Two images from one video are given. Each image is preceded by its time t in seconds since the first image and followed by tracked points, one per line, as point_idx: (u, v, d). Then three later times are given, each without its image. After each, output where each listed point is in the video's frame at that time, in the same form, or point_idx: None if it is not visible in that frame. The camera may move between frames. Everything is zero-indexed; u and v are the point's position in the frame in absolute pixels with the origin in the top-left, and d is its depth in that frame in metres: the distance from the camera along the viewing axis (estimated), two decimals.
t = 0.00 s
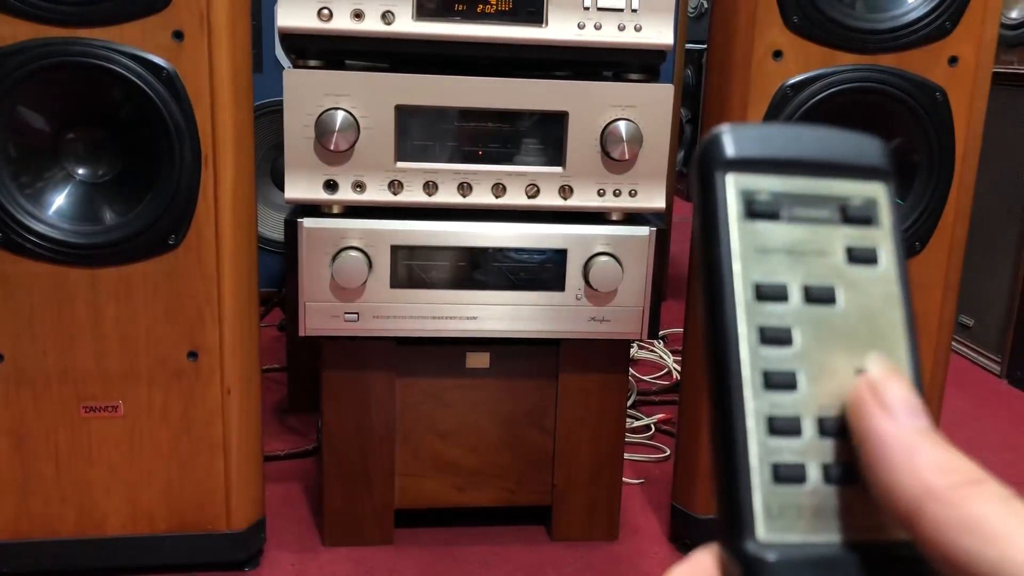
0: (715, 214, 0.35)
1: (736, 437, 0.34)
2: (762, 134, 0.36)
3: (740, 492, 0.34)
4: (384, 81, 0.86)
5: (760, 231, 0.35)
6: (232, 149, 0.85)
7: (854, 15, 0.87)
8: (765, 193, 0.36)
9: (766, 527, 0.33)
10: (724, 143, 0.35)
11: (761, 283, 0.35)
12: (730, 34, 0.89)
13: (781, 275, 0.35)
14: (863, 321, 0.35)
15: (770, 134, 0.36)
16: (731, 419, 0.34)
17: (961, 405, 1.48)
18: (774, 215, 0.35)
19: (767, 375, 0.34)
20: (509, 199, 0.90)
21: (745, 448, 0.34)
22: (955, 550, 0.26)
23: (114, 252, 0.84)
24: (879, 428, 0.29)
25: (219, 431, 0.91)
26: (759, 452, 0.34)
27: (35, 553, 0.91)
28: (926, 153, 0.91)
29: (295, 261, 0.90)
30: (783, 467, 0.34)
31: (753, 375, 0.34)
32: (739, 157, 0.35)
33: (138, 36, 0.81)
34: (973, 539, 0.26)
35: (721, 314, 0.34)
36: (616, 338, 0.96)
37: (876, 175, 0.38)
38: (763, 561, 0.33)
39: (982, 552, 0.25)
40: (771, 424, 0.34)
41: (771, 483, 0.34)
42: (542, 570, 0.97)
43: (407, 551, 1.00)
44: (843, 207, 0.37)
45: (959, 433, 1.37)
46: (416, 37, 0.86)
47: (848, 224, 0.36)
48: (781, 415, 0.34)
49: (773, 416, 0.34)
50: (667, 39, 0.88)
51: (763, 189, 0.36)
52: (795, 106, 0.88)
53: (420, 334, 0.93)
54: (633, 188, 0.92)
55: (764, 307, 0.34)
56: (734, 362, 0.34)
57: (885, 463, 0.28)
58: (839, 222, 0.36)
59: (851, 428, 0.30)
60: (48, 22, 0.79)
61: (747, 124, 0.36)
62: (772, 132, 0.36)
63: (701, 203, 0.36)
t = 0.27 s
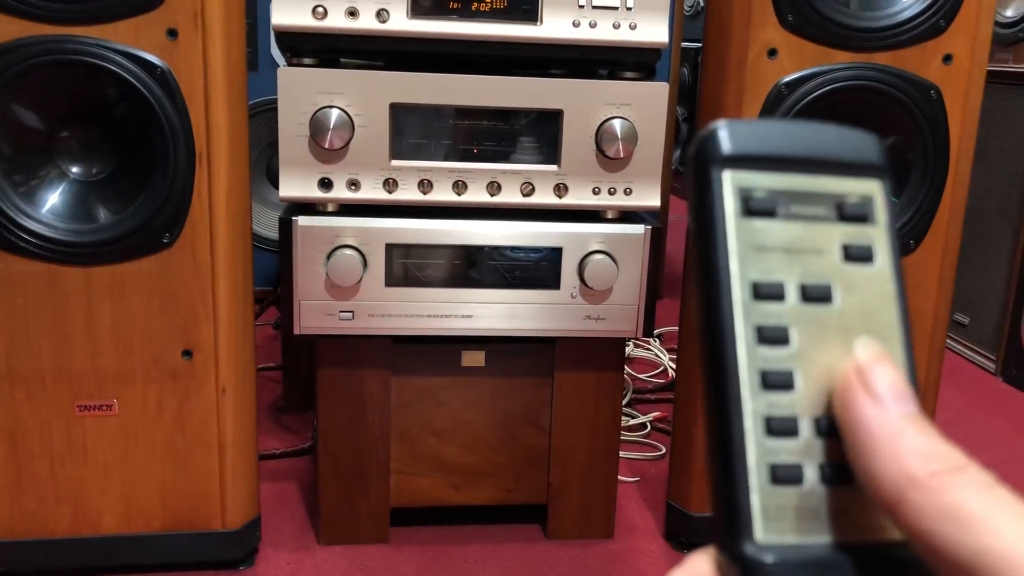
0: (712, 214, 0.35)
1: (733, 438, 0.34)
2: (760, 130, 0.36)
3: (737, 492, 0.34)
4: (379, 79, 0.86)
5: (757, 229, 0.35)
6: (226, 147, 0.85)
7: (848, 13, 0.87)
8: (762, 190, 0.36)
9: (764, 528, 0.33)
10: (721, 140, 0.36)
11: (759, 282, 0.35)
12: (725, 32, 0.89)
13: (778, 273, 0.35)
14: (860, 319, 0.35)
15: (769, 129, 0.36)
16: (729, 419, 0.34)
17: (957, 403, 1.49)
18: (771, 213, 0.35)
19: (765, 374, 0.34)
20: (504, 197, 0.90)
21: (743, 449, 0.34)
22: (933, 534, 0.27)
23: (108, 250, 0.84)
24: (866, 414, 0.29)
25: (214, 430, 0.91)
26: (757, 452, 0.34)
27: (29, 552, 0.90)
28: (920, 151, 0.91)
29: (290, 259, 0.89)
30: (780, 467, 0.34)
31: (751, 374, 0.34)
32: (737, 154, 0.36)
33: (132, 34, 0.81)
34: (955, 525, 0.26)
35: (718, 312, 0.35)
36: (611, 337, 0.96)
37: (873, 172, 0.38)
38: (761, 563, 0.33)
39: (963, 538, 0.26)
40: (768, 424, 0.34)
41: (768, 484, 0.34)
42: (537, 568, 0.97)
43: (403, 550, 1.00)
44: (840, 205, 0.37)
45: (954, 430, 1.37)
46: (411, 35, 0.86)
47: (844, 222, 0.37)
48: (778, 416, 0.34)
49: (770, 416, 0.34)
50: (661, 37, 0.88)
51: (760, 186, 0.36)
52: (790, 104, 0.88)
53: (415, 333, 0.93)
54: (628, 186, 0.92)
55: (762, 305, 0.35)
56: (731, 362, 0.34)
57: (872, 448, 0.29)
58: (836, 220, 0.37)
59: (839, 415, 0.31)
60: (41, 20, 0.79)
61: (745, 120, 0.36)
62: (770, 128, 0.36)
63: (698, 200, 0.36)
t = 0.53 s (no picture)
0: (688, 216, 0.34)
1: (711, 444, 0.32)
2: (731, 133, 0.35)
3: (714, 498, 0.32)
4: (375, 77, 0.86)
5: (732, 231, 0.34)
6: (222, 145, 0.85)
7: (845, 10, 0.87)
8: (738, 193, 0.34)
9: (742, 532, 0.32)
10: (693, 141, 0.34)
11: (735, 284, 0.33)
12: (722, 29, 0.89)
13: (754, 276, 0.34)
14: (837, 323, 0.34)
15: (739, 132, 0.35)
16: (705, 424, 0.32)
17: (954, 399, 1.49)
18: (746, 215, 0.34)
19: (742, 379, 0.32)
20: (501, 194, 0.90)
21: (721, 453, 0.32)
22: (933, 526, 0.26)
23: (104, 248, 0.84)
24: (845, 409, 0.28)
25: (210, 429, 0.90)
26: (734, 459, 0.32)
27: (26, 551, 0.90)
28: (917, 148, 0.91)
29: (287, 258, 0.89)
30: (758, 471, 0.32)
31: (728, 378, 0.32)
32: (710, 158, 0.34)
33: (127, 31, 0.80)
34: (952, 514, 0.25)
35: (696, 316, 0.33)
36: (608, 335, 0.96)
37: (846, 175, 0.36)
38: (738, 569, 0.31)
39: (960, 528, 0.25)
40: (746, 428, 0.32)
41: (745, 487, 0.32)
42: (535, 566, 0.97)
43: (400, 548, 1.00)
44: (815, 208, 0.36)
45: (951, 427, 1.37)
46: (408, 33, 0.86)
47: (819, 225, 0.35)
48: (756, 420, 0.32)
49: (747, 421, 0.32)
50: (658, 34, 0.88)
51: (733, 188, 0.34)
52: (787, 101, 0.87)
53: (411, 331, 0.92)
54: (625, 183, 0.92)
55: (738, 309, 0.33)
56: (709, 364, 0.33)
57: (857, 442, 0.28)
58: (810, 223, 0.35)
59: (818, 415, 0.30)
60: (36, 18, 0.79)
61: (715, 123, 0.35)
62: (740, 131, 0.35)
63: (672, 203, 0.34)
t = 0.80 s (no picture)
0: (690, 246, 0.36)
1: (712, 458, 0.34)
2: (728, 178, 0.38)
3: (715, 512, 0.34)
4: (373, 77, 0.86)
5: (730, 266, 0.37)
6: (221, 145, 0.85)
7: (844, 10, 0.87)
8: (735, 230, 0.37)
9: (741, 546, 0.33)
10: (696, 182, 0.37)
11: (733, 313, 0.36)
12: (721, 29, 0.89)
13: (750, 307, 0.37)
14: (824, 356, 0.37)
15: (734, 179, 0.38)
16: (707, 439, 0.34)
17: (952, 399, 1.49)
18: (743, 251, 0.37)
19: (740, 400, 0.35)
20: (499, 194, 0.90)
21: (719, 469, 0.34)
22: (929, 535, 0.27)
23: (103, 249, 0.84)
24: (838, 430, 0.30)
25: (209, 429, 0.90)
26: (735, 475, 0.34)
27: (25, 551, 0.90)
28: (916, 147, 0.91)
29: (286, 258, 0.89)
30: (755, 488, 0.34)
31: (728, 398, 0.35)
32: (711, 198, 0.37)
33: (126, 31, 0.80)
34: (944, 523, 0.26)
35: (697, 337, 0.35)
36: (607, 334, 0.96)
37: (830, 224, 0.40)
38: None
39: (958, 535, 0.26)
40: (745, 447, 0.34)
41: (744, 502, 0.34)
42: (534, 566, 0.97)
43: (399, 547, 1.00)
44: (804, 250, 0.39)
45: (949, 427, 1.38)
46: (406, 33, 0.86)
47: (807, 265, 0.39)
48: (754, 439, 0.34)
49: (746, 439, 0.34)
50: (657, 34, 0.88)
51: (732, 227, 0.37)
52: (785, 101, 0.87)
53: (410, 331, 0.92)
54: (623, 183, 0.92)
55: (737, 335, 0.36)
56: (710, 384, 0.35)
57: (853, 461, 0.29)
58: (800, 263, 0.39)
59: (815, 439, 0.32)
60: (35, 18, 0.79)
61: (715, 166, 0.38)
62: (735, 176, 0.38)
63: (674, 236, 0.37)
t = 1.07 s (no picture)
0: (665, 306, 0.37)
1: (697, 495, 0.34)
2: (695, 245, 0.39)
3: (704, 548, 0.34)
4: (373, 76, 0.86)
5: (704, 325, 0.37)
6: (221, 144, 0.85)
7: (844, 9, 0.87)
8: (705, 291, 0.38)
9: None
10: (665, 248, 0.38)
11: (709, 365, 0.37)
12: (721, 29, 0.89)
13: (724, 360, 0.37)
14: (796, 406, 0.38)
15: (701, 246, 0.39)
16: (691, 481, 0.35)
17: (952, 398, 1.49)
18: (715, 309, 0.38)
19: (720, 444, 0.35)
20: (499, 193, 0.90)
21: (705, 509, 0.34)
22: (912, 559, 0.25)
23: (102, 248, 0.84)
24: (811, 464, 0.30)
25: (209, 428, 0.90)
26: (720, 514, 0.34)
27: (24, 550, 0.90)
28: (916, 146, 0.91)
29: (285, 257, 0.89)
30: (741, 525, 0.34)
31: (708, 444, 0.35)
32: (680, 264, 0.38)
33: (125, 31, 0.80)
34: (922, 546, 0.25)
35: (678, 386, 0.36)
36: (607, 334, 0.96)
37: (795, 285, 0.41)
38: None
39: (933, 548, 0.25)
40: (727, 488, 0.35)
41: (731, 540, 0.34)
42: (533, 565, 0.97)
43: (398, 547, 1.00)
44: (770, 310, 0.40)
45: (949, 426, 1.38)
46: (406, 32, 0.86)
47: (774, 324, 0.40)
48: (736, 480, 0.35)
49: (729, 480, 0.35)
50: (656, 34, 0.88)
51: (702, 288, 0.38)
52: (784, 101, 0.88)
53: (410, 330, 0.93)
54: (623, 182, 0.92)
55: (714, 385, 0.36)
56: (690, 430, 0.35)
57: (827, 492, 0.29)
58: (766, 322, 0.40)
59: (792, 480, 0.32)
60: (34, 17, 0.79)
61: (680, 235, 0.39)
62: (700, 243, 0.39)
63: (647, 299, 0.38)
